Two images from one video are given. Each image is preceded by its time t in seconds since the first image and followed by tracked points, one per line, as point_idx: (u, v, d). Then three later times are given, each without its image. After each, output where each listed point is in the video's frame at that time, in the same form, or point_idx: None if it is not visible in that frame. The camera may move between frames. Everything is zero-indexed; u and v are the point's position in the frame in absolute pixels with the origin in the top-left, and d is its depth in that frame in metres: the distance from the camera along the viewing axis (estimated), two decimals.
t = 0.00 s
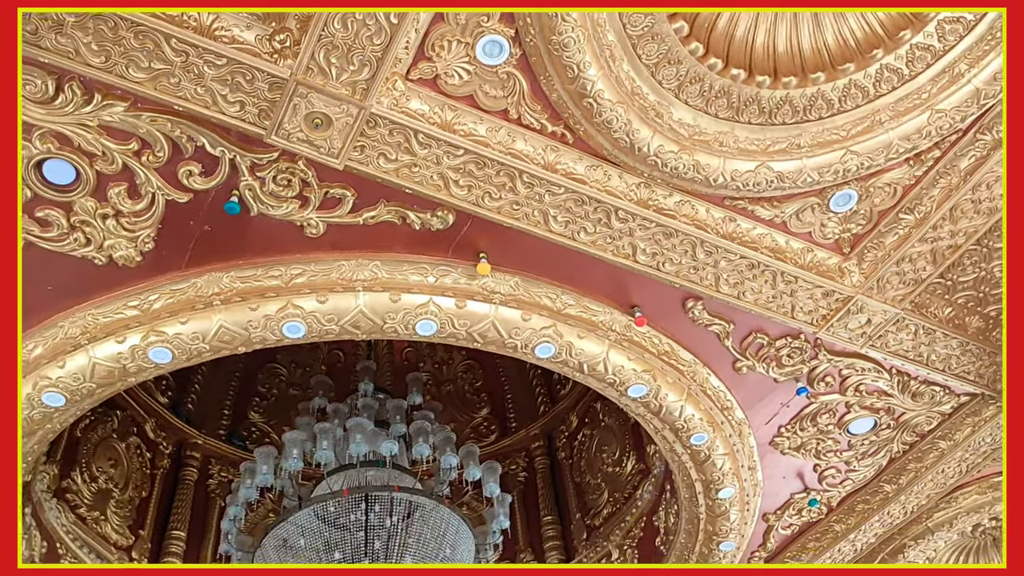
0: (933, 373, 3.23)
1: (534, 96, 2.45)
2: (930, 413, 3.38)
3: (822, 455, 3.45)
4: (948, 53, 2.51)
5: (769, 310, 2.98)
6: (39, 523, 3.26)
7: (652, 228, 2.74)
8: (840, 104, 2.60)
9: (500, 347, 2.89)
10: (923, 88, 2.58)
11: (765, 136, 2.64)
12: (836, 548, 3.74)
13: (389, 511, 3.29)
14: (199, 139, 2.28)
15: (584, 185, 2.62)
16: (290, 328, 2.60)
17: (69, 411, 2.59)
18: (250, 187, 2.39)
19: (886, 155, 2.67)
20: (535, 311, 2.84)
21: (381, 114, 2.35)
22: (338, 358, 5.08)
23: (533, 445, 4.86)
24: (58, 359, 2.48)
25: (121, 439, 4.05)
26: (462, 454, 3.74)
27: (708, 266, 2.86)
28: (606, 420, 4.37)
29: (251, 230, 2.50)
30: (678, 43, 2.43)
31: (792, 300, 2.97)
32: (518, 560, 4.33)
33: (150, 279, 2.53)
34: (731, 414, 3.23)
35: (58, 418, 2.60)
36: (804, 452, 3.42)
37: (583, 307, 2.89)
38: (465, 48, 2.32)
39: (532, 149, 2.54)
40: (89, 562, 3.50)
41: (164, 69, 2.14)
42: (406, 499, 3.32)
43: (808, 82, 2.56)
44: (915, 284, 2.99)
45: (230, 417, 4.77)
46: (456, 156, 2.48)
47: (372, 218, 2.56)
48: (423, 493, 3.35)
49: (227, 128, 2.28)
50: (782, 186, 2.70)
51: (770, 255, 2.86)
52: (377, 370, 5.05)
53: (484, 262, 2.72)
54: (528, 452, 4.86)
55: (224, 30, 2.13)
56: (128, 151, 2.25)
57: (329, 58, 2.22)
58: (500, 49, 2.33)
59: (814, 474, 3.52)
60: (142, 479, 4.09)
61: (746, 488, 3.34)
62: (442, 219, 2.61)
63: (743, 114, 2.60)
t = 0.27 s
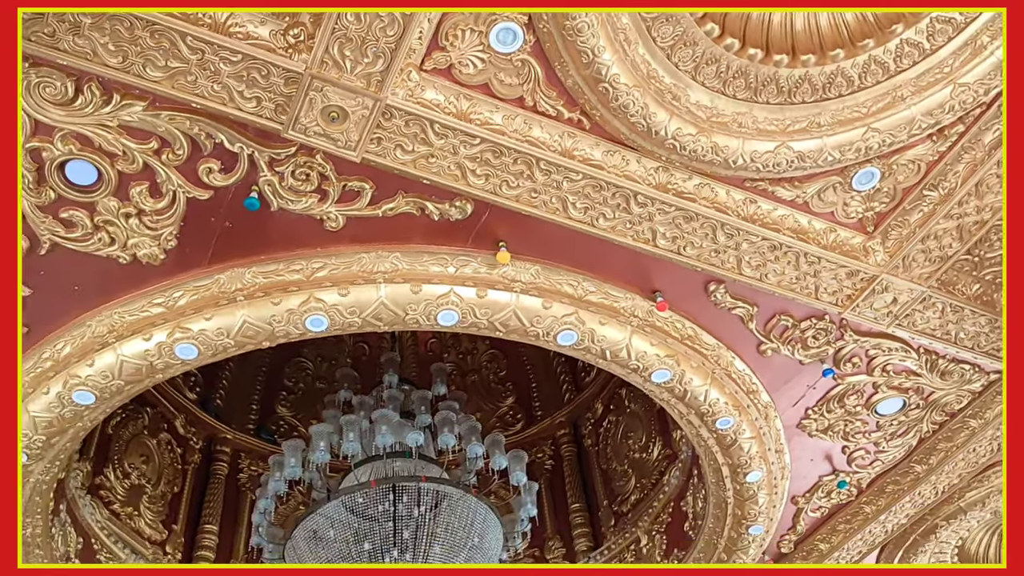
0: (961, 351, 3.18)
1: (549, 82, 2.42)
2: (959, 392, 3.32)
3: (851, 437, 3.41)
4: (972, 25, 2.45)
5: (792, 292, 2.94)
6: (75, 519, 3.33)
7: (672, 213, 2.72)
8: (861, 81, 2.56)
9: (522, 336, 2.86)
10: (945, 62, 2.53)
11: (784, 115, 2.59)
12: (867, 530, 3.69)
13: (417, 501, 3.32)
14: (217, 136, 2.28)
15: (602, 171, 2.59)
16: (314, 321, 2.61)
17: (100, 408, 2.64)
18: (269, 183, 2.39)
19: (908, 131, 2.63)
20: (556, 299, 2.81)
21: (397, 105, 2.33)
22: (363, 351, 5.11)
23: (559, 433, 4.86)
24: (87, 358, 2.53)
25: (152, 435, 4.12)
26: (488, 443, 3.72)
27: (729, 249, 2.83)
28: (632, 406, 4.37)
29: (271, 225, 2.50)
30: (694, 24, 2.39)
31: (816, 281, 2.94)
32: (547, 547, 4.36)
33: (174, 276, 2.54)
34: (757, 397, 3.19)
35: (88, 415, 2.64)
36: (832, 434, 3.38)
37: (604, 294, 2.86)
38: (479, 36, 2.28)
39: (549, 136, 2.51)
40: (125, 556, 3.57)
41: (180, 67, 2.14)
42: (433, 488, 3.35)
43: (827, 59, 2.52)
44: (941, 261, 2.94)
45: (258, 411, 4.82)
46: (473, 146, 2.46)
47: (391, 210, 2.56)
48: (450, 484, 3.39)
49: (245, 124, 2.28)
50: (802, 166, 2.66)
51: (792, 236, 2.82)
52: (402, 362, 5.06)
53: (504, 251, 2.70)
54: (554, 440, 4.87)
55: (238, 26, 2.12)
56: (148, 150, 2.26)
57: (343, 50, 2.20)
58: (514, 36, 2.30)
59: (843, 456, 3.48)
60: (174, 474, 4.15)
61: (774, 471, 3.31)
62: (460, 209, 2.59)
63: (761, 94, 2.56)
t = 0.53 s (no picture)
0: (991, 326, 3.12)
1: (566, 65, 2.37)
2: (990, 367, 3.26)
3: (879, 415, 3.37)
4: None
5: (816, 270, 2.90)
6: (110, 509, 3.40)
7: (692, 193, 2.65)
8: (882, 54, 2.51)
9: (544, 320, 2.81)
10: (969, 33, 2.47)
11: (805, 91, 2.54)
12: (898, 508, 3.65)
13: (444, 486, 3.33)
14: (236, 128, 2.27)
15: (621, 152, 2.53)
16: (337, 310, 2.60)
17: (130, 400, 2.68)
18: (289, 173, 2.38)
19: (932, 104, 2.57)
20: (578, 283, 2.76)
21: (413, 92, 2.30)
22: (388, 339, 5.14)
23: (585, 416, 4.86)
24: (116, 351, 2.57)
25: (182, 426, 4.18)
26: (514, 428, 3.72)
27: (751, 229, 2.77)
28: (657, 388, 4.36)
29: (292, 215, 2.49)
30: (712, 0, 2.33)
31: (841, 258, 2.89)
32: (575, 530, 4.33)
33: (198, 268, 2.56)
34: (782, 376, 3.15)
35: (119, 407, 2.69)
36: (860, 413, 3.34)
37: (625, 276, 2.81)
38: (493, 20, 2.24)
39: (566, 119, 2.46)
40: (159, 544, 3.63)
41: (198, 60, 2.13)
42: (460, 474, 3.37)
43: (847, 33, 2.47)
44: (969, 236, 2.88)
45: (286, 401, 4.88)
46: (490, 131, 2.42)
47: (410, 197, 2.52)
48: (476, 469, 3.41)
49: (262, 115, 2.27)
50: (824, 142, 2.61)
51: (815, 214, 2.77)
52: (427, 349, 5.10)
53: (525, 236, 2.66)
54: (580, 424, 4.86)
55: (253, 17, 2.11)
56: (168, 143, 2.26)
57: (358, 38, 2.18)
58: (528, 19, 2.25)
59: (871, 435, 3.44)
60: (205, 464, 4.22)
61: (801, 451, 3.27)
62: (480, 195, 2.55)
63: (781, 70, 2.50)
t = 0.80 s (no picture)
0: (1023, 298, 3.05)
1: (583, 42, 2.33)
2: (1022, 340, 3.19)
3: (907, 389, 3.33)
4: None
5: (841, 245, 2.84)
6: (142, 493, 3.48)
7: (713, 168, 2.59)
8: (908, 22, 2.44)
9: (566, 300, 2.77)
10: None
11: (826, 62, 2.47)
12: (927, 484, 3.60)
13: (470, 466, 3.36)
14: (256, 113, 2.28)
15: (640, 129, 2.49)
16: (359, 293, 2.60)
17: (159, 385, 2.73)
18: (308, 157, 2.38)
19: (957, 73, 2.49)
20: (599, 262, 2.70)
21: (431, 73, 2.28)
22: (412, 321, 5.19)
23: (610, 395, 4.87)
24: (144, 337, 2.60)
25: (212, 410, 4.25)
26: (538, 407, 3.69)
27: (774, 203, 2.71)
28: (682, 366, 4.36)
29: (313, 199, 2.49)
30: None
31: (866, 232, 2.83)
32: (602, 508, 4.34)
33: (222, 253, 2.58)
34: (808, 352, 3.10)
35: (148, 392, 2.74)
36: (887, 387, 3.31)
37: (648, 254, 2.74)
38: None
39: (585, 96, 2.42)
40: (192, 527, 3.68)
41: (215, 46, 2.13)
42: (485, 454, 3.39)
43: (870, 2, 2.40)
44: (997, 207, 2.79)
45: (312, 384, 4.94)
46: (508, 110, 2.40)
47: (430, 178, 2.51)
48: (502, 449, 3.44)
49: (281, 99, 2.27)
50: (847, 114, 2.53)
51: (840, 186, 2.70)
52: (451, 331, 5.12)
53: (545, 215, 2.62)
54: (605, 403, 4.87)
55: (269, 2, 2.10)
56: (189, 130, 2.27)
57: (373, 20, 2.16)
58: None
59: (899, 410, 3.41)
60: (235, 447, 4.28)
61: (828, 426, 3.24)
62: (499, 174, 2.53)
63: (802, 41, 2.45)
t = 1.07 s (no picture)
0: None
1: (599, 17, 2.27)
2: None
3: (931, 364, 3.29)
4: None
5: (862, 219, 2.76)
6: (170, 473, 3.54)
7: (731, 143, 2.52)
8: None
9: (585, 278, 2.75)
10: None
11: (847, 33, 2.36)
12: (952, 458, 3.56)
13: (491, 445, 3.37)
14: (272, 95, 2.28)
15: (657, 105, 2.43)
16: (378, 274, 2.62)
17: (182, 367, 2.77)
18: (325, 139, 2.39)
19: (982, 42, 2.38)
20: (617, 239, 2.68)
21: (445, 53, 2.24)
22: (433, 302, 5.21)
23: (631, 373, 4.86)
24: (167, 320, 2.64)
25: (236, 392, 4.31)
26: (558, 386, 3.64)
27: (794, 176, 2.63)
28: (703, 344, 4.35)
29: (331, 180, 2.50)
30: None
31: (888, 205, 2.74)
32: (624, 486, 4.36)
33: (243, 236, 2.60)
34: (830, 328, 3.06)
35: (172, 374, 2.78)
36: (911, 362, 3.27)
37: (666, 232, 2.71)
38: None
39: (601, 73, 2.36)
40: (218, 506, 3.77)
41: (231, 29, 2.12)
42: (506, 433, 3.41)
43: None
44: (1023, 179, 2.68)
45: (335, 365, 4.98)
46: (524, 88, 2.35)
47: (446, 158, 2.49)
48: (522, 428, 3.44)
49: (297, 81, 2.26)
50: (869, 86, 2.43)
51: (861, 160, 2.61)
52: (471, 310, 5.14)
53: (562, 193, 2.59)
54: (626, 381, 4.87)
55: None
56: (207, 114, 2.28)
57: None
58: None
59: (923, 384, 3.37)
60: (259, 428, 4.34)
61: (850, 402, 3.22)
62: (516, 153, 2.50)
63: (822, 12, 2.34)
